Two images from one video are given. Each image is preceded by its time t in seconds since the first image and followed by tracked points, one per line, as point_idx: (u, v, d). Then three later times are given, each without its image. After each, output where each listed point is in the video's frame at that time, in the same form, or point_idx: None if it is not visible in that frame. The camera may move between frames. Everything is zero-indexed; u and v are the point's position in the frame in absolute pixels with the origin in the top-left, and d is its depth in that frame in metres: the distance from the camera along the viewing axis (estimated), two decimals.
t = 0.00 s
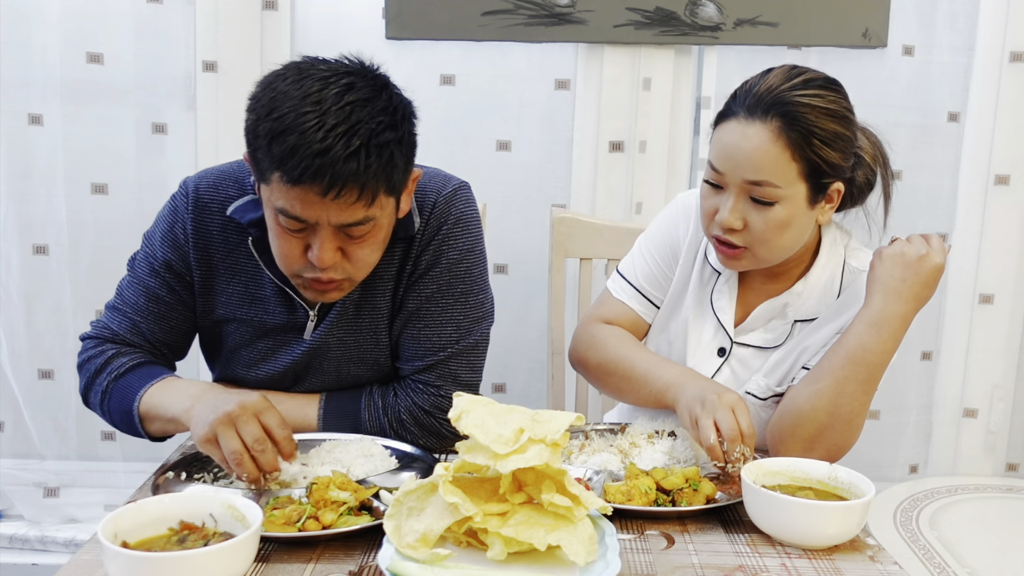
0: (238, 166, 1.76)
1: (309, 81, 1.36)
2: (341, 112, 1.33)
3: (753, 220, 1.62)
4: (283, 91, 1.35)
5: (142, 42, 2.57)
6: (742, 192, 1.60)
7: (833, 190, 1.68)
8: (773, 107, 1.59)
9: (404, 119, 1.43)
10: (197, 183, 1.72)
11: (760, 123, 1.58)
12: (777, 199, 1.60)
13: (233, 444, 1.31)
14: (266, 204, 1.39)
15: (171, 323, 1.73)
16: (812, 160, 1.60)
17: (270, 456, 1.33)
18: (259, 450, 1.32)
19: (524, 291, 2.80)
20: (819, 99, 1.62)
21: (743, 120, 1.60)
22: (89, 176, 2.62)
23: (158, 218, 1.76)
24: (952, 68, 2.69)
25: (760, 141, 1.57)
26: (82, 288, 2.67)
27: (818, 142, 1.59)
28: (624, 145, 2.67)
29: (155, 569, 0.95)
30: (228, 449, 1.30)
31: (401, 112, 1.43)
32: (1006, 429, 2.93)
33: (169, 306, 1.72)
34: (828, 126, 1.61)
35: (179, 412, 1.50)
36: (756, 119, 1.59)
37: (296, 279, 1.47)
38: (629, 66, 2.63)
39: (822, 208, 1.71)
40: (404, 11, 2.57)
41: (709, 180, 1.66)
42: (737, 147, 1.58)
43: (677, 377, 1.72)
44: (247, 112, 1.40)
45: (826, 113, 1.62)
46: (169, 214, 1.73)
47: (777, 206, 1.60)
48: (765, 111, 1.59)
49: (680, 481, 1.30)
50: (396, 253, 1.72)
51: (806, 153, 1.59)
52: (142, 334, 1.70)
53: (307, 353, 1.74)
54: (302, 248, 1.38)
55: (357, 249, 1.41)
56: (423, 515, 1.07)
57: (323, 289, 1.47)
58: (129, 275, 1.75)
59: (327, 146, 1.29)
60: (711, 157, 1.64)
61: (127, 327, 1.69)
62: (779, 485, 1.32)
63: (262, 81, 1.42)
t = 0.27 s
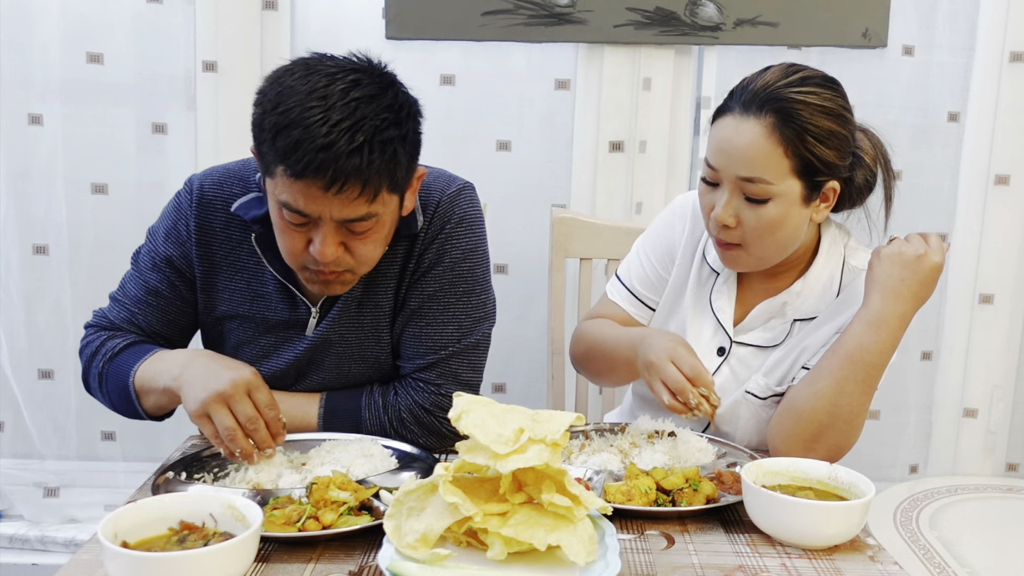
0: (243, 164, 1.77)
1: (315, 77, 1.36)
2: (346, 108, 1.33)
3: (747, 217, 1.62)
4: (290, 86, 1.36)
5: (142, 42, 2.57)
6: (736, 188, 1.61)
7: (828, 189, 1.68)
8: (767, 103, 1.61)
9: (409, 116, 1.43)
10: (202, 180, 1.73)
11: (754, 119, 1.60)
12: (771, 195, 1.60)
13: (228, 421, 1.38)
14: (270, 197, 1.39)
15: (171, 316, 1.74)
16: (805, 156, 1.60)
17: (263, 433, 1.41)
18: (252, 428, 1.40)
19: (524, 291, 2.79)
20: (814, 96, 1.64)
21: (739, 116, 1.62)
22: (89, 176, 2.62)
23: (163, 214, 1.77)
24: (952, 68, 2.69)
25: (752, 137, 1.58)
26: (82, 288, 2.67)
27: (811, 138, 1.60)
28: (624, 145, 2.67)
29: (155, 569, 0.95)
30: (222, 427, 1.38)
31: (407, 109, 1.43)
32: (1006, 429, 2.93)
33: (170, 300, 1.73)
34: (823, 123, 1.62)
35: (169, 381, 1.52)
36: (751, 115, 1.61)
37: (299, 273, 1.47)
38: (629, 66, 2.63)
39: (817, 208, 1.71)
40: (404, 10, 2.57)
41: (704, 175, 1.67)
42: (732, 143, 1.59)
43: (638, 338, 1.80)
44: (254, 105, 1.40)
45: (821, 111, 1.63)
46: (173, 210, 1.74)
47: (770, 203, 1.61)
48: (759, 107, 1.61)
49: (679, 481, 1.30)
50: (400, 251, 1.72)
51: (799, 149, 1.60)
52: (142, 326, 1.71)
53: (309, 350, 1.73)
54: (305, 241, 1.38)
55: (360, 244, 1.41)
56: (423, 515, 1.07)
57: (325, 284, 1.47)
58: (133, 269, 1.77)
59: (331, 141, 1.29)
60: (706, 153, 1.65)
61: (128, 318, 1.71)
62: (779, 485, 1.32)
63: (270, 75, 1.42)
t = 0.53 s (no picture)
0: (250, 163, 1.78)
1: (323, 66, 1.37)
2: (351, 97, 1.34)
3: (744, 223, 1.64)
4: (298, 74, 1.37)
5: (142, 42, 2.57)
6: (733, 194, 1.62)
7: (826, 192, 1.69)
8: (763, 110, 1.61)
9: (414, 109, 1.44)
10: (209, 179, 1.74)
11: (750, 125, 1.60)
12: (768, 201, 1.61)
13: (230, 445, 1.35)
14: (275, 185, 1.40)
15: (179, 315, 1.74)
16: (802, 162, 1.61)
17: (262, 465, 1.34)
18: (251, 456, 1.34)
19: (524, 291, 2.80)
20: (810, 101, 1.63)
21: (735, 122, 1.62)
22: (89, 176, 2.62)
23: (170, 213, 1.78)
24: (952, 68, 2.69)
25: (749, 143, 1.58)
26: (82, 288, 2.67)
27: (808, 144, 1.60)
28: (625, 145, 2.67)
29: (155, 569, 0.95)
30: (224, 449, 1.35)
31: (413, 102, 1.44)
32: (1006, 429, 2.93)
33: (178, 298, 1.73)
34: (819, 128, 1.62)
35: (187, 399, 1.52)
36: (747, 121, 1.61)
37: (300, 262, 1.48)
38: (629, 66, 2.63)
39: (817, 211, 1.73)
40: (404, 11, 2.57)
41: (701, 180, 1.68)
42: (728, 149, 1.60)
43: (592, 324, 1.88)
44: (261, 94, 1.42)
45: (819, 117, 1.62)
46: (180, 208, 1.75)
47: (767, 209, 1.62)
48: (756, 113, 1.61)
49: (679, 481, 1.30)
50: (404, 248, 1.73)
51: (797, 155, 1.60)
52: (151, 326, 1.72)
53: (313, 347, 1.73)
54: (307, 230, 1.40)
55: (360, 234, 1.42)
56: (423, 515, 1.07)
57: (326, 274, 1.48)
58: (140, 268, 1.77)
59: (335, 129, 1.30)
60: (703, 159, 1.66)
61: (137, 318, 1.71)
62: (779, 485, 1.32)
63: (279, 65, 1.43)
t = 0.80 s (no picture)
0: (257, 162, 1.81)
1: (335, 61, 1.42)
2: (365, 89, 1.39)
3: (732, 221, 1.65)
4: (311, 68, 1.42)
5: (142, 42, 2.57)
6: (721, 192, 1.63)
7: (815, 192, 1.69)
8: (750, 107, 1.62)
9: (425, 103, 1.49)
10: (216, 177, 1.77)
11: (736, 124, 1.61)
12: (755, 200, 1.62)
13: (225, 424, 1.39)
14: (286, 179, 1.42)
15: (185, 311, 1.75)
16: (788, 160, 1.61)
17: (261, 437, 1.40)
18: (249, 431, 1.39)
19: (524, 292, 2.79)
20: (797, 100, 1.64)
21: (721, 120, 1.63)
22: (89, 176, 2.62)
23: (177, 212, 1.80)
24: (952, 68, 2.69)
25: (735, 141, 1.59)
26: (82, 288, 2.67)
27: (795, 143, 1.61)
28: (624, 145, 2.67)
29: (155, 569, 0.95)
30: (222, 428, 1.39)
31: (423, 97, 1.49)
32: (1006, 429, 2.93)
33: (184, 295, 1.74)
34: (807, 127, 1.62)
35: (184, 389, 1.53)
36: (734, 119, 1.62)
37: (310, 259, 1.49)
38: (629, 66, 2.63)
39: (805, 211, 1.72)
40: (404, 11, 2.56)
41: (692, 181, 1.69)
42: (715, 148, 1.61)
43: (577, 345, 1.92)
44: (274, 91, 1.46)
45: (806, 116, 1.63)
46: (187, 206, 1.76)
47: (754, 208, 1.62)
48: (742, 112, 1.62)
49: (680, 481, 1.30)
50: (408, 247, 1.75)
51: (783, 154, 1.60)
52: (158, 322, 1.73)
53: (317, 345, 1.74)
54: (318, 224, 1.41)
55: (371, 228, 1.44)
56: (423, 515, 1.07)
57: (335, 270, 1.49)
58: (147, 266, 1.79)
59: (349, 120, 1.34)
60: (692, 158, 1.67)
61: (145, 314, 1.72)
62: (779, 485, 1.32)
63: (291, 63, 1.48)
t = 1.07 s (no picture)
0: (261, 162, 1.82)
1: (347, 58, 1.45)
2: (378, 85, 1.43)
3: (720, 219, 1.65)
4: (323, 65, 1.45)
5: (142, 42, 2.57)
6: (707, 191, 1.64)
7: (802, 186, 1.70)
8: (730, 105, 1.62)
9: (436, 101, 1.53)
10: (221, 176, 1.78)
11: (719, 121, 1.61)
12: (741, 196, 1.63)
13: (238, 398, 1.45)
14: (297, 176, 1.45)
15: (190, 310, 1.76)
16: (772, 155, 1.62)
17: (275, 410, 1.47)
18: (264, 404, 1.46)
19: (524, 292, 2.79)
20: (778, 95, 1.65)
21: (703, 119, 1.64)
22: (89, 176, 2.62)
23: (182, 211, 1.81)
24: (952, 69, 2.69)
25: (718, 139, 1.60)
26: (82, 289, 2.67)
27: (778, 138, 1.61)
28: (624, 145, 2.67)
29: (156, 569, 0.95)
30: (235, 402, 1.44)
31: (434, 94, 1.53)
32: (1006, 429, 2.93)
33: (189, 293, 1.74)
34: (789, 121, 1.63)
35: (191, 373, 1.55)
36: (715, 117, 1.63)
37: (319, 256, 1.51)
38: (629, 66, 2.63)
39: (793, 205, 1.72)
40: (404, 10, 2.56)
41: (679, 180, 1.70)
42: (698, 146, 1.61)
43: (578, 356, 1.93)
44: (286, 88, 1.49)
45: (786, 109, 1.64)
46: (193, 205, 1.78)
47: (740, 204, 1.63)
48: (723, 109, 1.63)
49: (680, 481, 1.30)
50: (413, 246, 1.77)
51: (767, 149, 1.61)
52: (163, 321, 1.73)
53: (321, 343, 1.76)
54: (330, 220, 1.44)
55: (381, 225, 1.47)
56: (423, 515, 1.07)
57: (345, 267, 1.52)
58: (152, 265, 1.79)
59: (363, 116, 1.38)
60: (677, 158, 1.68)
61: (149, 312, 1.72)
62: (779, 485, 1.32)
63: (301, 60, 1.51)
